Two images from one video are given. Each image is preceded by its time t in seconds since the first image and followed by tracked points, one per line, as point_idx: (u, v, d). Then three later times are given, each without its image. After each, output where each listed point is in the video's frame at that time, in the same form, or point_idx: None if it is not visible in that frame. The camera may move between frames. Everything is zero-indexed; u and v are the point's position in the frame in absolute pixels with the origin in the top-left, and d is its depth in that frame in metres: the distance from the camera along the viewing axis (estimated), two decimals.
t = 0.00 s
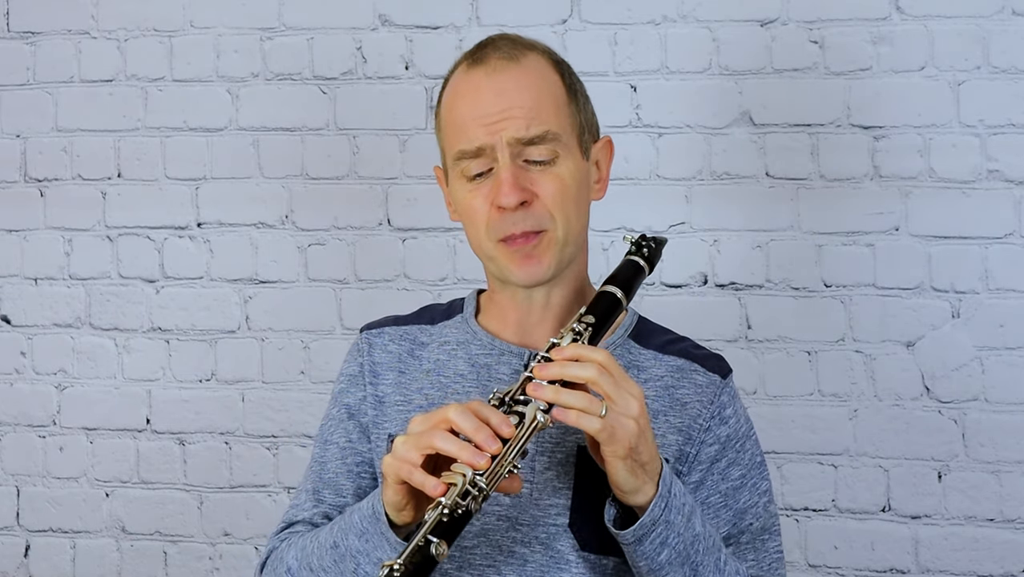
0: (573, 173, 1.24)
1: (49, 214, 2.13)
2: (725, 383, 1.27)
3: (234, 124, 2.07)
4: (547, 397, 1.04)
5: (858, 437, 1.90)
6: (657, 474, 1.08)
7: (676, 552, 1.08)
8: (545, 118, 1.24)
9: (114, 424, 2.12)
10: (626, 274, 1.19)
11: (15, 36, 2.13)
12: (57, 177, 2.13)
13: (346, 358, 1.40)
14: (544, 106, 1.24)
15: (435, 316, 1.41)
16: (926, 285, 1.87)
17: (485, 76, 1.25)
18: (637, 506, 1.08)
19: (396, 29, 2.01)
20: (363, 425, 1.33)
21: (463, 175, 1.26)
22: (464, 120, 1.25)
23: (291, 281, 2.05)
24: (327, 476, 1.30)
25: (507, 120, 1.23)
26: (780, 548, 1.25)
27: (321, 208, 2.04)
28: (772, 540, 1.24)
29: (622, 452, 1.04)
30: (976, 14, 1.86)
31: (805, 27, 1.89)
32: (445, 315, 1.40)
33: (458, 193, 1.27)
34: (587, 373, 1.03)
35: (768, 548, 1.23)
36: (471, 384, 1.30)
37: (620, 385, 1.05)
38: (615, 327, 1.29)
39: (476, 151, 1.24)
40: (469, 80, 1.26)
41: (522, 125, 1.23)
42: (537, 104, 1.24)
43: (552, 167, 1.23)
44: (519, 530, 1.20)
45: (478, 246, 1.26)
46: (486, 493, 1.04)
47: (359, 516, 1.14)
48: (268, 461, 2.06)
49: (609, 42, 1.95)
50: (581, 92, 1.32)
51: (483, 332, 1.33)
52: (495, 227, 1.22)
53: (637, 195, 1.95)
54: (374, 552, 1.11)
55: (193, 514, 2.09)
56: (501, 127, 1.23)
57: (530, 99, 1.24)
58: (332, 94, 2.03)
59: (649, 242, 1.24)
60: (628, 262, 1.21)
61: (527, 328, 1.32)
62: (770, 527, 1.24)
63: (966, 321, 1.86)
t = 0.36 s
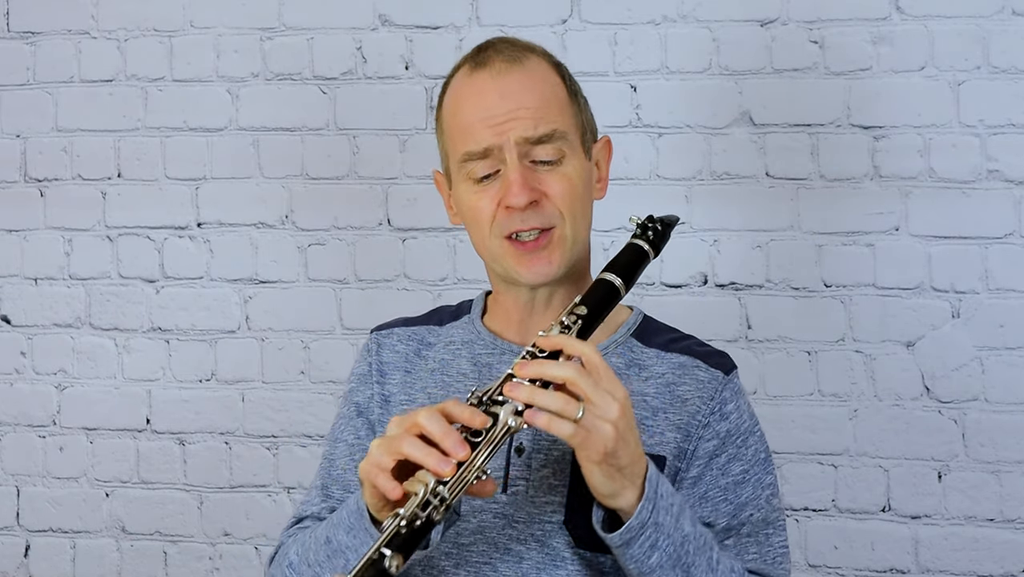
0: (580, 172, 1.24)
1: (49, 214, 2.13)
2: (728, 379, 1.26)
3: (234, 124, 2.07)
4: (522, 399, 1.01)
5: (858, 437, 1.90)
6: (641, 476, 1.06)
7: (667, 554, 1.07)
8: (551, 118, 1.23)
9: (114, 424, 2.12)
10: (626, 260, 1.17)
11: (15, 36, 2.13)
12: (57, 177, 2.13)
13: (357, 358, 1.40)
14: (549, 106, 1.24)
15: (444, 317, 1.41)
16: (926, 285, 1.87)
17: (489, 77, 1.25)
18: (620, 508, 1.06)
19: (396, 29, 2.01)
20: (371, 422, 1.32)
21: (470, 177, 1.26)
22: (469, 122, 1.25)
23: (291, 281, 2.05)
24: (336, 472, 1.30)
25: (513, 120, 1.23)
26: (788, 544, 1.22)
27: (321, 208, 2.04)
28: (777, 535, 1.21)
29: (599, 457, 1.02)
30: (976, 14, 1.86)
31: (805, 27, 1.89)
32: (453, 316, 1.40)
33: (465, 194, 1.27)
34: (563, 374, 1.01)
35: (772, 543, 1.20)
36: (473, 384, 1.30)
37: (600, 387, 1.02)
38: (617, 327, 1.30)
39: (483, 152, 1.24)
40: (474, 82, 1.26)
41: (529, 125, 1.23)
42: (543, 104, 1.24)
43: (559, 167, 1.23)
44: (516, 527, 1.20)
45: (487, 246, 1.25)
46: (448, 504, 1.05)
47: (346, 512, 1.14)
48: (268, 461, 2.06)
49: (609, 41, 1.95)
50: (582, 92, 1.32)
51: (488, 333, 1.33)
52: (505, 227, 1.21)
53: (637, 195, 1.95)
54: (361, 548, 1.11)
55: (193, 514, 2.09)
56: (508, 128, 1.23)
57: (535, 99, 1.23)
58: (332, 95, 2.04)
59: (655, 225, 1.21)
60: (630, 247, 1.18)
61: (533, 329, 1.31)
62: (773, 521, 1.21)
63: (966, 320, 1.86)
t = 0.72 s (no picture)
0: (572, 177, 1.24)
1: (49, 214, 2.13)
2: (734, 388, 1.25)
3: (234, 124, 2.07)
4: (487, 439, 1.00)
5: (858, 438, 1.90)
6: (603, 522, 1.05)
7: None
8: (541, 124, 1.23)
9: (114, 424, 2.12)
10: (620, 282, 1.14)
11: (15, 36, 2.13)
12: (57, 177, 2.13)
13: (375, 364, 1.42)
14: (539, 112, 1.23)
15: (457, 321, 1.42)
16: (926, 285, 1.87)
17: (478, 87, 1.25)
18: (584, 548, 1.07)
19: (396, 29, 2.01)
20: (379, 429, 1.34)
21: (463, 186, 1.27)
22: (460, 132, 1.25)
23: (291, 281, 2.05)
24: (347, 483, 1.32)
25: (503, 128, 1.23)
26: (777, 565, 1.21)
27: (321, 208, 2.04)
28: (766, 556, 1.21)
29: (555, 506, 1.01)
30: (976, 14, 1.86)
31: (805, 27, 1.89)
32: (466, 320, 1.41)
33: (461, 205, 1.28)
34: (529, 422, 0.99)
35: (760, 564, 1.20)
36: (476, 388, 1.29)
37: (566, 437, 0.99)
38: (625, 331, 1.31)
39: (474, 162, 1.24)
40: (463, 92, 1.26)
41: (518, 133, 1.22)
42: (532, 111, 1.23)
43: (550, 173, 1.23)
44: (509, 530, 1.20)
45: (484, 256, 1.26)
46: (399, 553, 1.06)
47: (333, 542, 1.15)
48: (268, 460, 2.06)
49: (609, 42, 1.95)
50: (577, 95, 1.32)
51: (492, 338, 1.33)
52: (498, 237, 1.22)
53: (637, 195, 1.95)
54: None
55: (193, 515, 2.09)
56: (496, 136, 1.22)
57: (525, 106, 1.23)
58: (332, 94, 2.03)
59: (657, 240, 1.18)
60: (626, 265, 1.15)
61: (537, 335, 1.31)
62: (763, 541, 1.21)
63: (966, 320, 1.86)
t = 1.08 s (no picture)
0: (571, 178, 1.23)
1: (49, 215, 2.13)
2: (735, 391, 1.25)
3: (234, 124, 2.07)
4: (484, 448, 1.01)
5: (858, 438, 1.90)
6: (600, 531, 1.05)
7: None
8: (542, 124, 1.23)
9: (114, 424, 2.12)
10: (631, 287, 1.14)
11: (15, 36, 2.13)
12: (57, 177, 2.13)
13: (376, 365, 1.42)
14: (541, 112, 1.23)
15: (459, 322, 1.42)
16: (926, 285, 1.87)
17: (480, 85, 1.25)
18: (581, 555, 1.06)
19: (396, 29, 2.01)
20: (379, 431, 1.34)
21: (463, 185, 1.27)
22: (461, 129, 1.25)
23: (291, 281, 2.05)
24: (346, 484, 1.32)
25: (503, 127, 1.22)
26: (778, 568, 1.21)
27: (321, 208, 2.04)
28: (767, 560, 1.21)
29: (551, 516, 1.01)
30: (977, 14, 1.86)
31: (805, 27, 1.89)
32: (468, 320, 1.41)
33: (461, 203, 1.28)
34: (527, 430, 0.99)
35: (760, 568, 1.20)
36: (477, 389, 1.29)
37: (564, 446, 0.99)
38: (628, 333, 1.31)
39: (473, 161, 1.24)
40: (466, 90, 1.26)
41: (517, 132, 1.22)
42: (532, 111, 1.23)
43: (550, 174, 1.23)
44: (508, 532, 1.20)
45: (482, 255, 1.26)
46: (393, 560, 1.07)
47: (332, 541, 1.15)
48: (268, 460, 2.06)
49: (609, 42, 1.95)
50: (581, 95, 1.31)
51: (493, 338, 1.33)
52: (496, 237, 1.22)
53: (637, 195, 1.95)
54: None
55: (193, 515, 2.09)
56: (496, 135, 1.22)
57: (526, 106, 1.23)
58: (332, 94, 2.03)
59: (670, 244, 1.17)
60: (638, 270, 1.15)
61: (536, 335, 1.30)
62: (764, 546, 1.21)
63: (966, 320, 1.86)
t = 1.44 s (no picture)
0: (572, 181, 1.23)
1: (50, 214, 2.13)
2: (733, 391, 1.25)
3: (234, 124, 2.07)
4: (489, 429, 1.01)
5: (858, 438, 1.90)
6: (604, 512, 1.06)
7: None
8: (546, 126, 1.22)
9: (114, 424, 2.12)
10: (621, 273, 1.14)
11: (15, 36, 2.13)
12: (57, 177, 2.13)
13: (369, 365, 1.42)
14: (545, 113, 1.23)
15: (453, 321, 1.42)
16: (926, 285, 1.87)
17: (485, 83, 1.25)
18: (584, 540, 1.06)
19: (396, 29, 2.01)
20: (375, 432, 1.34)
21: (463, 181, 1.27)
22: (464, 127, 1.25)
23: (291, 280, 2.05)
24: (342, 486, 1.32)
25: (506, 127, 1.22)
26: (777, 567, 1.22)
27: (321, 208, 2.04)
28: (766, 558, 1.21)
29: (560, 495, 1.01)
30: (977, 14, 1.86)
31: (805, 27, 1.89)
32: (462, 319, 1.40)
33: (460, 201, 1.28)
34: (533, 410, 1.00)
35: (760, 566, 1.20)
36: (475, 389, 1.29)
37: (570, 426, 1.01)
38: (624, 333, 1.31)
39: (474, 159, 1.24)
40: (471, 87, 1.26)
41: (520, 133, 1.22)
42: (536, 112, 1.22)
43: (551, 175, 1.22)
44: (508, 533, 1.20)
45: (480, 254, 1.26)
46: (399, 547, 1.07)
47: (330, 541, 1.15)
48: (268, 460, 2.06)
49: (609, 42, 1.95)
50: (586, 97, 1.31)
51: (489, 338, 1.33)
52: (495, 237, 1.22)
53: (637, 195, 1.95)
54: None
55: (193, 514, 2.09)
56: (499, 135, 1.22)
57: (531, 106, 1.23)
58: (332, 94, 2.03)
59: (659, 230, 1.18)
60: (626, 257, 1.16)
61: (533, 335, 1.30)
62: (763, 544, 1.21)
63: (967, 320, 1.86)
